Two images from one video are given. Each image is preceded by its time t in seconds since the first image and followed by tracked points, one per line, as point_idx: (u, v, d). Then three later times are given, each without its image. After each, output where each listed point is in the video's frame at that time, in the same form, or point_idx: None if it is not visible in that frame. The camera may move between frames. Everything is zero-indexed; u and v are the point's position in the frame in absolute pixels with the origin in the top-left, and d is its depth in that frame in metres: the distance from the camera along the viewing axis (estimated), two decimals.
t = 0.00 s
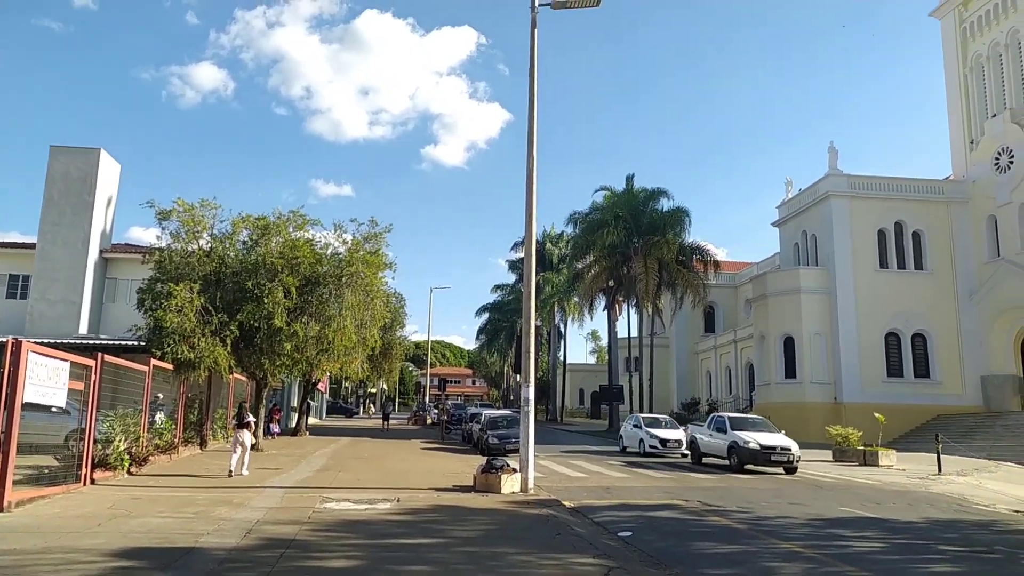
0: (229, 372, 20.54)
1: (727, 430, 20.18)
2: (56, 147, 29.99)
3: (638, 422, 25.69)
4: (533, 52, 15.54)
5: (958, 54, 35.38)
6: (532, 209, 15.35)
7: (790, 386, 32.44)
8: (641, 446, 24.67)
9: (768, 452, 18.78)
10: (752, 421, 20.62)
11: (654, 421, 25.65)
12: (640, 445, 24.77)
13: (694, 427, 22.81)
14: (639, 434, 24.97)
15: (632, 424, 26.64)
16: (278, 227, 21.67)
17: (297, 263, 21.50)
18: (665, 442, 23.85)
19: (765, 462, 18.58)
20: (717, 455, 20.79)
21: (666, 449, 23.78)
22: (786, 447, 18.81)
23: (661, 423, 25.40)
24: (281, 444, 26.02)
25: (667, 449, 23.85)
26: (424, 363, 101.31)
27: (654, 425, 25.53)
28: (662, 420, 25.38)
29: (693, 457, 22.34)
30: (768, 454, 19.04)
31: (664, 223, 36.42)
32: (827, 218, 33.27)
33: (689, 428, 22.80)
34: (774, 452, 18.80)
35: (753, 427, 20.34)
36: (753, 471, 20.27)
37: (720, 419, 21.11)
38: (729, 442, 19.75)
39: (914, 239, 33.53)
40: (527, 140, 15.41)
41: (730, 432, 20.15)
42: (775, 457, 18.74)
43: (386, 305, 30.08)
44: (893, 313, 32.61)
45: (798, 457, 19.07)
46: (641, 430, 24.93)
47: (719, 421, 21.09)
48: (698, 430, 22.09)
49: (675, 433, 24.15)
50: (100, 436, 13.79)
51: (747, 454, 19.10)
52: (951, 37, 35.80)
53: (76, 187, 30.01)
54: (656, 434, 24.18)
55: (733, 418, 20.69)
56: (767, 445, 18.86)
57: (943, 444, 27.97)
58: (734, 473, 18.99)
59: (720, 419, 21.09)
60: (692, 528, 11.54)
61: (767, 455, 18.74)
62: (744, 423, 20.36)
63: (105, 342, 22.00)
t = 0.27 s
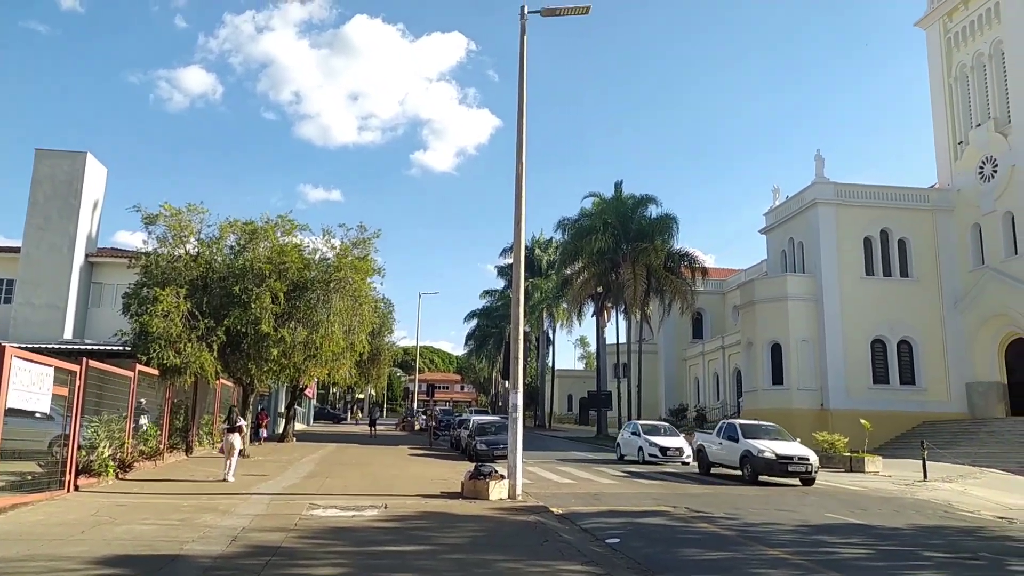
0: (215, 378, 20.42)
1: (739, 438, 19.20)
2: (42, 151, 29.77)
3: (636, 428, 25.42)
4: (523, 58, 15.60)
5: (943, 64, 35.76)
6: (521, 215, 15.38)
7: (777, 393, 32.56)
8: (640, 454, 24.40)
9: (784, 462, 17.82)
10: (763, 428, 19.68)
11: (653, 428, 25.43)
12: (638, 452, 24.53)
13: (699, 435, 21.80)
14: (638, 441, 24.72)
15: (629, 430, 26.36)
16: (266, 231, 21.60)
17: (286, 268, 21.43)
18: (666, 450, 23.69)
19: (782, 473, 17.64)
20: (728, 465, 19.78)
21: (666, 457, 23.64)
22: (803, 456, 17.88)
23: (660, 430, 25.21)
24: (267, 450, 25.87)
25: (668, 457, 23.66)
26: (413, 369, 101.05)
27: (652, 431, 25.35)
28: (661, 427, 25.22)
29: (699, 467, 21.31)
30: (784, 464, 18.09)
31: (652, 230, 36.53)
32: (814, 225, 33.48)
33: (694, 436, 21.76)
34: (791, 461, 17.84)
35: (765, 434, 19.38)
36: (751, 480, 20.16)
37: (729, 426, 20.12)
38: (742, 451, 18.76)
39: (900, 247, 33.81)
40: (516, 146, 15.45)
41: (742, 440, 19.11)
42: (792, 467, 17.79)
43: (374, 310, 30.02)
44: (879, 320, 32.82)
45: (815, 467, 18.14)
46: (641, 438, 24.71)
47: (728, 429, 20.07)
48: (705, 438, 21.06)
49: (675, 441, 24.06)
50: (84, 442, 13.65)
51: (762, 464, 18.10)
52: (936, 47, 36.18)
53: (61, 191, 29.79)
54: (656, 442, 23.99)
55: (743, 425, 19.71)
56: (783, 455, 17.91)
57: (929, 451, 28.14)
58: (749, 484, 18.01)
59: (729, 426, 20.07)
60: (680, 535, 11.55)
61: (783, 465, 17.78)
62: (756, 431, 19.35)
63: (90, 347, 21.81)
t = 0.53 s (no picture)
0: (196, 380, 20.25)
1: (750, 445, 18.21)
2: (20, 151, 29.40)
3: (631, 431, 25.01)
4: (507, 61, 15.62)
5: (922, 70, 36.17)
6: (505, 217, 15.40)
7: (759, 395, 32.78)
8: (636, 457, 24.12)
9: (800, 469, 16.79)
10: (775, 433, 18.67)
11: (647, 430, 25.24)
12: (632, 455, 24.15)
13: (706, 440, 20.77)
14: (634, 444, 24.47)
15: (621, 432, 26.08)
16: (248, 233, 21.47)
17: (268, 270, 21.31)
18: (661, 452, 23.57)
19: (798, 480, 16.59)
20: (738, 472, 18.75)
21: (662, 459, 23.52)
22: (819, 463, 16.83)
23: (655, 433, 25.01)
24: (249, 453, 25.66)
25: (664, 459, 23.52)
26: (396, 371, 100.75)
27: (646, 434, 25.16)
28: (655, 430, 25.03)
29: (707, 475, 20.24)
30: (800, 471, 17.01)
31: (636, 233, 36.67)
32: (795, 229, 33.77)
33: (701, 442, 20.72)
34: (808, 468, 16.78)
35: (778, 440, 18.37)
36: (748, 482, 20.04)
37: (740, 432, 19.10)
38: (754, 457, 17.79)
39: (879, 251, 34.16)
40: (500, 148, 15.46)
41: (754, 446, 18.11)
42: (809, 475, 16.72)
43: (357, 313, 29.92)
44: (859, 323, 33.12)
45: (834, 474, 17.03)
46: (636, 440, 24.49)
47: (739, 434, 19.07)
48: (712, 444, 20.11)
49: (670, 443, 23.99)
50: (62, 445, 13.50)
51: (776, 471, 17.06)
52: (916, 53, 36.61)
53: (40, 192, 29.44)
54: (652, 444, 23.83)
55: (755, 430, 18.70)
56: (798, 461, 16.88)
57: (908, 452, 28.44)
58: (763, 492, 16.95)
59: (740, 431, 19.06)
60: (662, 537, 11.58)
61: (799, 472, 16.74)
62: (768, 436, 18.37)
63: (68, 349, 21.55)
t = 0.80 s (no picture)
0: (171, 383, 20.04)
1: (761, 452, 15.96)
2: None
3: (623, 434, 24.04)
4: (489, 64, 15.65)
5: (898, 79, 36.70)
6: (486, 221, 15.42)
7: (736, 399, 33.01)
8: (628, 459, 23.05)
9: (819, 482, 14.42)
10: (791, 439, 16.32)
11: (638, 432, 24.27)
12: (625, 459, 23.15)
13: (711, 445, 18.67)
14: (626, 446, 23.39)
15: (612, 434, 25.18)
16: (226, 234, 21.30)
17: (246, 271, 21.17)
18: (654, 454, 22.49)
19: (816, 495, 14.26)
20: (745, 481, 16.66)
21: (655, 461, 22.41)
22: (841, 475, 14.51)
23: (647, 436, 23.88)
24: (225, 456, 25.41)
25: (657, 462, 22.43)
26: (375, 374, 100.30)
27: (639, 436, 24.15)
28: (649, 432, 23.99)
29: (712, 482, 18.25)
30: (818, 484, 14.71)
31: (616, 237, 36.82)
32: (773, 235, 34.07)
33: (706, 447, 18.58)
34: (828, 480, 14.47)
35: (792, 448, 16.03)
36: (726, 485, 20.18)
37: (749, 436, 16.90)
38: (763, 465, 15.60)
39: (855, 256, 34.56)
40: (482, 151, 15.48)
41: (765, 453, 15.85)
42: (830, 487, 14.41)
43: (337, 315, 29.77)
44: (836, 328, 33.47)
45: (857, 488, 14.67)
46: (629, 442, 23.42)
47: (747, 438, 16.88)
48: (717, 450, 18.01)
49: (666, 444, 22.86)
50: (34, 448, 13.29)
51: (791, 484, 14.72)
52: (892, 62, 37.13)
53: (13, 191, 28.98)
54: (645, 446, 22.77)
55: (766, 435, 16.40)
56: (817, 473, 14.53)
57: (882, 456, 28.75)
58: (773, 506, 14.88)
59: (749, 436, 16.84)
60: (640, 540, 11.63)
61: (818, 484, 14.40)
62: (780, 442, 16.08)
63: (40, 350, 21.22)
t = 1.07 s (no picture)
0: (151, 380, 19.85)
1: (782, 459, 14.23)
2: None
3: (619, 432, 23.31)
4: (473, 60, 15.61)
5: (878, 78, 37.05)
6: (468, 218, 15.40)
7: (717, 396, 33.24)
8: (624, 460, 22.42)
9: (847, 497, 12.91)
10: (815, 444, 14.56)
11: (635, 431, 23.51)
12: (621, 458, 22.46)
13: (723, 444, 16.98)
14: (622, 446, 22.71)
15: (606, 431, 24.44)
16: (207, 230, 21.12)
17: (227, 268, 21.02)
18: (653, 455, 21.89)
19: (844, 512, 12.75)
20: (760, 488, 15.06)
21: (654, 463, 21.83)
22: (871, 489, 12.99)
23: (643, 435, 23.17)
24: (205, 454, 25.22)
25: (655, 463, 21.88)
26: (357, 371, 99.93)
27: (636, 435, 23.45)
28: (645, 430, 23.29)
29: (724, 483, 16.58)
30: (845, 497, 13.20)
31: (599, 235, 36.91)
32: (754, 233, 34.31)
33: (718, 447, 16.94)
34: (858, 496, 12.94)
35: (816, 453, 14.32)
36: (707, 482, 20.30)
37: (767, 438, 15.14)
38: (784, 475, 13.94)
39: (835, 255, 34.89)
40: (465, 148, 15.44)
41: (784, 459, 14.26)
42: (859, 504, 12.89)
43: (319, 312, 29.60)
44: (816, 325, 33.74)
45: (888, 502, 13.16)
46: (625, 441, 22.73)
47: (767, 442, 15.08)
48: (730, 451, 16.40)
49: (664, 444, 22.27)
50: (11, 446, 13.11)
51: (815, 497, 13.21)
52: (872, 62, 37.47)
53: None
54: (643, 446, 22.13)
55: (787, 440, 14.59)
56: (845, 486, 12.99)
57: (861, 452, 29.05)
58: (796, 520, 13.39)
59: (769, 440, 15.03)
60: (622, 536, 11.67)
61: (847, 501, 12.88)
62: (801, 447, 14.45)
63: (16, 348, 20.94)
